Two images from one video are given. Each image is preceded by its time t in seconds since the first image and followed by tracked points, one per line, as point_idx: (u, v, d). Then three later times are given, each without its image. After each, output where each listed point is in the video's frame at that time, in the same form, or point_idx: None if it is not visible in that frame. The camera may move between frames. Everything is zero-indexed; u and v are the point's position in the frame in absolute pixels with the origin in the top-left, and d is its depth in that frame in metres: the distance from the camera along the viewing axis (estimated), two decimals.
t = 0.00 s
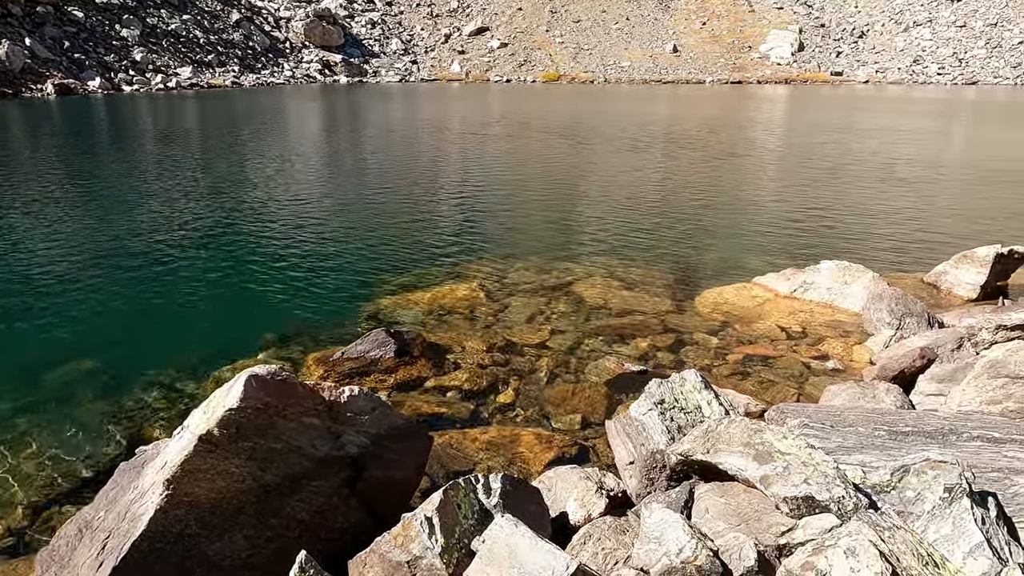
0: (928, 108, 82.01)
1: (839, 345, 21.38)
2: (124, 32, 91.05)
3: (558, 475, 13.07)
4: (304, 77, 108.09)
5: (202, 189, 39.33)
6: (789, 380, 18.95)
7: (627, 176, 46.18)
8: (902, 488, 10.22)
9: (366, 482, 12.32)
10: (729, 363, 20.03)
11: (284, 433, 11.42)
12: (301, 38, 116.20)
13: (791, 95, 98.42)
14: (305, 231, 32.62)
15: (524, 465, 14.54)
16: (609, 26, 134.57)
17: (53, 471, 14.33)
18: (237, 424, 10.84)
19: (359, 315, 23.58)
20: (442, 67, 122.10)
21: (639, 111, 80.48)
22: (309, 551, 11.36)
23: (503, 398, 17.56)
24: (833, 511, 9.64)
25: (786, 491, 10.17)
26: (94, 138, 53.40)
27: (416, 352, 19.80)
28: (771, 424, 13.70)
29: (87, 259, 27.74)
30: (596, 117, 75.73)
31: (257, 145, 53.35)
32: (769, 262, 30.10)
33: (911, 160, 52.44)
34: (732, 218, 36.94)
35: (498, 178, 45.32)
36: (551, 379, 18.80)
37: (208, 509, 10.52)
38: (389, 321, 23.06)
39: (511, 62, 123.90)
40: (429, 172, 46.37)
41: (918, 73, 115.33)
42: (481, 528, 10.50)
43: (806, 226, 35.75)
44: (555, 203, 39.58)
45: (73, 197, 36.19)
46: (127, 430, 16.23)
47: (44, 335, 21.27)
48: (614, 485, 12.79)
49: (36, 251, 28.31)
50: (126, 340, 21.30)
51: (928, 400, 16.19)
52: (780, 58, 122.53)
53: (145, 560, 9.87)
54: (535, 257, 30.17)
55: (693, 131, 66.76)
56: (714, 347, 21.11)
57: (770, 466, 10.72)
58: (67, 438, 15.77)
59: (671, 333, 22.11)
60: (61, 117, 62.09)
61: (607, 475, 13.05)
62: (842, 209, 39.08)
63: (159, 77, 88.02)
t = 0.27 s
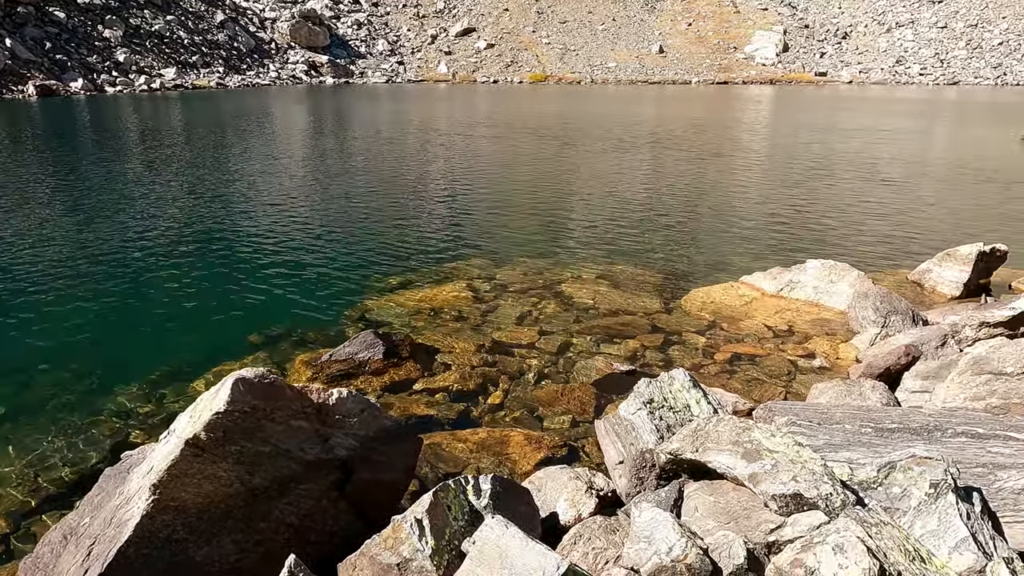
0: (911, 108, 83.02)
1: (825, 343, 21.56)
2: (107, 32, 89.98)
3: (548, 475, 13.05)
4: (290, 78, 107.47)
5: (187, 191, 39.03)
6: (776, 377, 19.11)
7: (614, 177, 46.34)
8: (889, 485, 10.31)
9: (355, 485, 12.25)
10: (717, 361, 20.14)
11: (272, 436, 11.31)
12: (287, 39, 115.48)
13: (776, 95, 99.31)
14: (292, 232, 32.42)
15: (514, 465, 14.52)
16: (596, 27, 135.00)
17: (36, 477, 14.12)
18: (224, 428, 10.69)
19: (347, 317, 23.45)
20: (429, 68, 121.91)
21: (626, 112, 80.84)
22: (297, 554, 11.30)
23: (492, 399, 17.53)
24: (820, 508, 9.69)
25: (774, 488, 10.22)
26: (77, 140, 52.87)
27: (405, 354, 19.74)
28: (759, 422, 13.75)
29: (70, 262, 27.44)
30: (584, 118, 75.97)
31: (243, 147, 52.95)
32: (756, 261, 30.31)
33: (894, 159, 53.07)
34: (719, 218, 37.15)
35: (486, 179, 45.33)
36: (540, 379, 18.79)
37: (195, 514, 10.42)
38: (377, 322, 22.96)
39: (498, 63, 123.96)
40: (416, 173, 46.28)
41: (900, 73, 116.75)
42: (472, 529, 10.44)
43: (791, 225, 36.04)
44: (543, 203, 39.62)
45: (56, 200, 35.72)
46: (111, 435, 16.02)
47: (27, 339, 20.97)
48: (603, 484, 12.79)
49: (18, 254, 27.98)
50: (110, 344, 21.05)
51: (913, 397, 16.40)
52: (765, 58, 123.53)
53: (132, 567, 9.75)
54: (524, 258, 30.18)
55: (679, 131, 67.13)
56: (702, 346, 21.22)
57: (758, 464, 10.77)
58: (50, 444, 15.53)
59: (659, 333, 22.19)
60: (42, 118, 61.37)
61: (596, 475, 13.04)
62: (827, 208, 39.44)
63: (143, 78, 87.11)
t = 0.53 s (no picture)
0: (894, 109, 84.07)
1: (812, 342, 21.74)
2: (89, 33, 88.83)
3: (539, 475, 13.03)
4: (277, 79, 106.87)
5: (171, 193, 38.67)
6: (764, 376, 19.24)
7: (602, 178, 46.50)
8: (876, 482, 10.39)
9: (345, 487, 12.14)
10: (706, 361, 20.23)
11: (260, 439, 11.20)
12: (273, 40, 114.78)
13: (761, 96, 100.15)
14: (279, 235, 32.16)
15: (504, 466, 14.49)
16: (582, 28, 135.45)
17: (19, 485, 13.84)
18: (212, 431, 10.56)
19: (335, 319, 23.31)
20: (416, 70, 121.70)
21: (613, 113, 81.08)
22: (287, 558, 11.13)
23: (482, 400, 17.51)
24: (809, 505, 9.74)
25: (762, 486, 10.26)
26: (59, 142, 52.21)
27: (394, 355, 19.71)
28: (748, 420, 13.81)
29: (52, 266, 27.06)
30: (571, 119, 76.18)
31: (229, 149, 52.46)
32: (743, 261, 30.51)
33: (878, 159, 53.72)
34: (706, 218, 37.34)
35: (473, 180, 45.32)
36: (529, 380, 18.78)
37: (183, 519, 10.26)
38: (366, 324, 22.85)
39: (485, 64, 124.06)
40: (403, 174, 46.17)
41: (883, 74, 118.20)
42: (463, 531, 10.39)
43: (778, 224, 36.35)
44: (531, 204, 39.65)
45: (36, 203, 35.21)
46: (97, 440, 15.77)
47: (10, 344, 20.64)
48: (593, 484, 12.81)
49: None
50: (95, 348, 20.77)
51: (898, 394, 16.60)
52: (750, 59, 124.59)
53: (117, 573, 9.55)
54: (512, 259, 30.16)
55: (666, 132, 67.52)
56: (690, 346, 21.30)
57: (747, 462, 10.80)
58: (33, 450, 15.24)
59: (648, 333, 22.27)
60: (24, 121, 60.56)
61: (586, 475, 13.05)
62: (813, 208, 39.81)
63: (126, 80, 86.12)
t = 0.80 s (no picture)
0: (878, 110, 84.94)
1: (799, 342, 21.93)
2: (72, 35, 87.76)
3: (529, 477, 13.02)
4: (263, 81, 106.11)
5: (157, 196, 38.33)
6: (752, 376, 19.37)
7: (590, 179, 46.62)
8: (862, 479, 10.50)
9: (335, 491, 12.08)
10: (694, 361, 20.34)
11: (248, 443, 11.11)
12: (259, 42, 113.97)
13: (747, 97, 100.86)
14: (267, 238, 31.93)
15: (494, 468, 14.49)
16: (569, 30, 135.73)
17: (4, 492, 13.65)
18: (200, 435, 10.44)
19: (324, 322, 23.20)
20: (403, 71, 121.40)
21: (601, 114, 81.34)
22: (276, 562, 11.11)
23: (472, 402, 17.49)
24: (797, 504, 9.81)
25: (751, 484, 10.32)
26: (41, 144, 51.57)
27: (383, 357, 19.63)
28: (736, 419, 13.90)
29: (36, 269, 26.72)
30: (559, 120, 76.35)
31: (215, 151, 52.02)
32: (731, 261, 30.72)
33: (862, 160, 54.26)
34: (693, 219, 37.58)
35: (462, 181, 45.28)
36: (519, 381, 18.79)
37: (171, 524, 10.19)
38: (355, 327, 22.75)
39: (472, 66, 123.98)
40: (391, 176, 46.05)
41: (867, 75, 119.42)
42: (453, 533, 10.36)
43: (764, 225, 36.64)
44: (519, 206, 39.66)
45: (19, 206, 34.77)
46: (84, 446, 15.58)
47: None
48: (583, 485, 12.83)
49: None
50: (82, 353, 20.52)
51: (883, 393, 16.79)
52: (736, 61, 125.48)
53: None
54: (501, 260, 30.17)
55: (653, 133, 67.84)
56: (679, 346, 21.40)
57: (736, 461, 10.86)
58: (19, 456, 15.04)
59: (637, 333, 22.36)
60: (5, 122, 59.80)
61: (577, 476, 13.06)
62: (799, 209, 40.15)
63: (110, 82, 85.13)
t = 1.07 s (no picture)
0: (861, 111, 85.97)
1: (785, 341, 22.13)
2: (54, 35, 86.65)
3: (517, 477, 13.03)
4: (248, 82, 105.30)
5: (141, 198, 37.99)
6: (738, 374, 19.55)
7: (577, 180, 46.75)
8: (847, 476, 10.61)
9: (323, 494, 12.01)
10: (681, 360, 20.48)
11: (235, 447, 11.00)
12: (244, 43, 113.11)
13: (732, 98, 101.65)
14: (252, 240, 31.65)
15: (482, 469, 14.49)
16: (556, 32, 136.02)
17: None
18: (186, 440, 10.33)
19: (312, 324, 23.10)
20: (390, 72, 121.04)
21: (588, 115, 81.64)
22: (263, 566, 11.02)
23: (460, 403, 17.47)
24: (783, 501, 9.89)
25: (737, 483, 10.40)
26: (22, 146, 50.91)
27: (371, 359, 19.55)
28: (723, 418, 14.01)
29: (18, 273, 26.39)
30: (547, 121, 76.49)
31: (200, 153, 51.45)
32: (717, 261, 30.95)
33: (846, 161, 54.89)
34: (680, 219, 37.82)
35: (449, 183, 45.24)
36: (507, 382, 18.80)
37: (157, 529, 10.11)
38: (342, 328, 22.65)
39: (459, 67, 123.88)
40: (378, 178, 45.98)
41: (850, 77, 120.76)
42: (442, 534, 10.34)
43: (750, 225, 36.95)
44: (507, 207, 39.70)
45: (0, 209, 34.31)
46: (68, 451, 15.38)
47: None
48: (572, 485, 12.86)
49: None
50: (65, 357, 20.26)
51: (867, 390, 17.02)
52: (721, 62, 126.40)
53: None
54: (489, 261, 30.21)
55: (640, 134, 68.17)
56: (666, 346, 21.53)
57: (723, 459, 10.94)
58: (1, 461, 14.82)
59: (624, 333, 22.47)
60: None
61: (565, 476, 13.09)
62: (784, 209, 40.55)
63: (93, 83, 84.09)
